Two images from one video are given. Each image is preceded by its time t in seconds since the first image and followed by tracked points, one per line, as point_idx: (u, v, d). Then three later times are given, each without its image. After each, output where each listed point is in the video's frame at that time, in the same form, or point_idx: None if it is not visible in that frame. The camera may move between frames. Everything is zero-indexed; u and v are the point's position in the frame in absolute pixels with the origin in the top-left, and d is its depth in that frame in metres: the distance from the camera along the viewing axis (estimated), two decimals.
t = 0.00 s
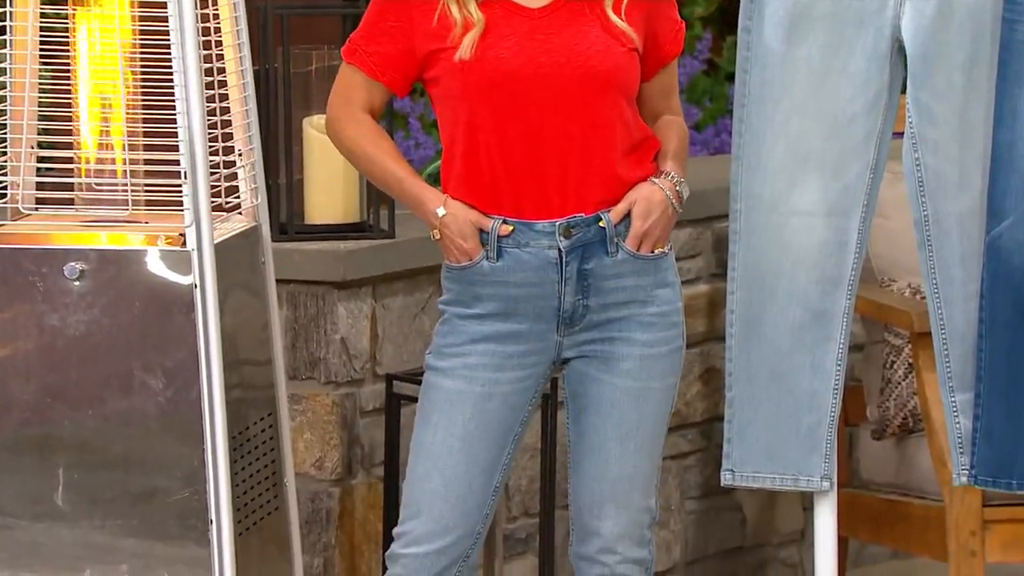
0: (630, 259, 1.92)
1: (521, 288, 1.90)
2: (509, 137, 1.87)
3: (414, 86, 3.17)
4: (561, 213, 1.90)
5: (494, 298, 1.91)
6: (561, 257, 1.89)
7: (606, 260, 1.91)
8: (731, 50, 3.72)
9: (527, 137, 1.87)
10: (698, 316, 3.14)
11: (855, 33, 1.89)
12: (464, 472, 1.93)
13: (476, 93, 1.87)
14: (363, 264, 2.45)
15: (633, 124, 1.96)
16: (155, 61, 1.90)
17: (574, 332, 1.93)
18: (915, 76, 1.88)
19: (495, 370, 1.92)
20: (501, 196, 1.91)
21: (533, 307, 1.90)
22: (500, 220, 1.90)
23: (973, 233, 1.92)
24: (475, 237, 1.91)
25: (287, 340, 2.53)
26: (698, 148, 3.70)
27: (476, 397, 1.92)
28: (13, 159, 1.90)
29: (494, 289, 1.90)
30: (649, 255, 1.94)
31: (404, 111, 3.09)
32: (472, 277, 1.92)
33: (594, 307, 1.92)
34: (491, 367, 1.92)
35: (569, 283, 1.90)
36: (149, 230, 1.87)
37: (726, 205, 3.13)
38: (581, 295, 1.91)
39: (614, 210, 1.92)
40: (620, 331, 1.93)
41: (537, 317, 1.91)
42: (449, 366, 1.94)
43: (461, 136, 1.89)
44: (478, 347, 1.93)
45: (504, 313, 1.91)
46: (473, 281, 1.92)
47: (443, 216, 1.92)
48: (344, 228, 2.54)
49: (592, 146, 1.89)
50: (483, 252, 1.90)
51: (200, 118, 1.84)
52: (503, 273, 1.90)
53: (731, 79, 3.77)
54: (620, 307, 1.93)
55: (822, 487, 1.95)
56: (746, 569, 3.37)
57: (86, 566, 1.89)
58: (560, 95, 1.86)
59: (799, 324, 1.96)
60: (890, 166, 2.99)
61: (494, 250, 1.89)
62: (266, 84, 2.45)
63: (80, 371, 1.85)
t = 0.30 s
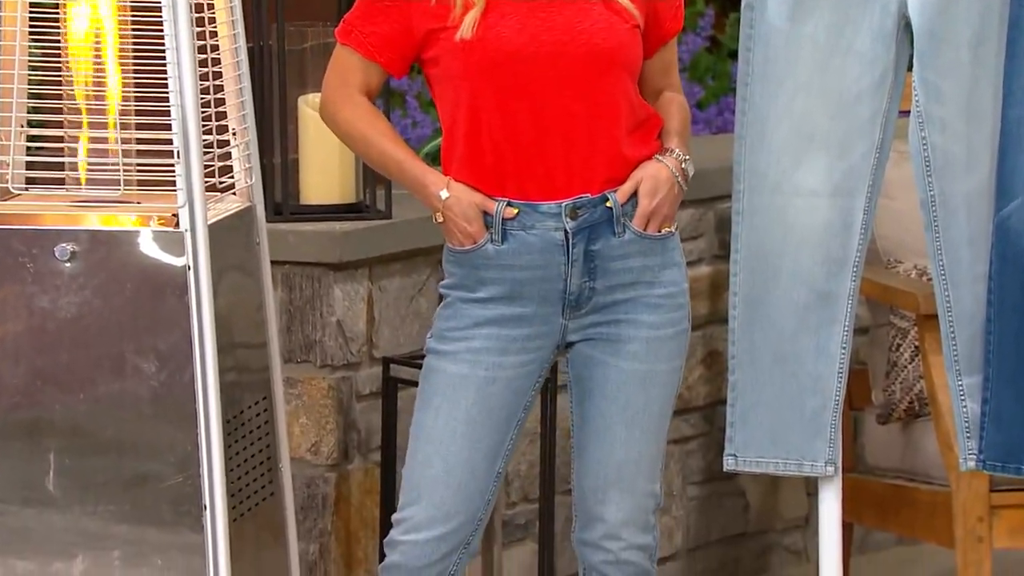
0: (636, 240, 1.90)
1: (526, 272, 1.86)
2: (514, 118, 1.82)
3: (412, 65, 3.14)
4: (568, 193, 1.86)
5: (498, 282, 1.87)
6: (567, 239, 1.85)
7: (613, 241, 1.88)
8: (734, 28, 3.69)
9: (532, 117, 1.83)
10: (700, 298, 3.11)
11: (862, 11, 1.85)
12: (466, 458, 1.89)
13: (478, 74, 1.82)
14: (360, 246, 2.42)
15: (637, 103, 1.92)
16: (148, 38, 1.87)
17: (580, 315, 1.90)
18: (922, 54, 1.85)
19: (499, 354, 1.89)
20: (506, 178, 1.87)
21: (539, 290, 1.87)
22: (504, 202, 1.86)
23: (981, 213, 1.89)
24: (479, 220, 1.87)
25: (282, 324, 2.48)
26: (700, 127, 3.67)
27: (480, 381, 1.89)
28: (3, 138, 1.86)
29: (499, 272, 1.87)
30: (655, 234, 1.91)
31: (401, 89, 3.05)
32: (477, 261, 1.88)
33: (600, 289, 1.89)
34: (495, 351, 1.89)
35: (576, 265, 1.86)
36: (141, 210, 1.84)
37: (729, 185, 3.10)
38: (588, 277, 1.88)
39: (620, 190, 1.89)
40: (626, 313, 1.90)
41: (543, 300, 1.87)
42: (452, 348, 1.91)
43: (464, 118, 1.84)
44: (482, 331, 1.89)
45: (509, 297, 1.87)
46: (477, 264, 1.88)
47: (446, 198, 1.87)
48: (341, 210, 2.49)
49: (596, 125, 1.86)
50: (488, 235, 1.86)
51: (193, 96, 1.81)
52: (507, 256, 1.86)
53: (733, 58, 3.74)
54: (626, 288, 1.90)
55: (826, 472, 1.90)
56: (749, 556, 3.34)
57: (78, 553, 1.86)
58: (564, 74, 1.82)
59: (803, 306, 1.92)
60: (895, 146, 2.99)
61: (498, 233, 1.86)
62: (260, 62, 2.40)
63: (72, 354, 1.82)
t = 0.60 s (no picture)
0: (641, 218, 1.86)
1: (530, 252, 1.82)
2: (524, 93, 1.79)
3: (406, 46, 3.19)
4: (575, 169, 1.83)
5: (502, 262, 1.83)
6: (573, 217, 1.82)
7: (617, 219, 1.85)
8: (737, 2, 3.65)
9: (539, 92, 1.79)
10: (703, 277, 3.08)
11: None
12: (467, 439, 1.85)
13: (482, 50, 1.78)
14: (356, 223, 2.38)
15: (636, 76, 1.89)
16: (140, 12, 1.83)
17: (583, 294, 1.87)
18: (930, 28, 1.81)
19: (500, 334, 1.85)
20: (510, 155, 1.83)
21: (542, 269, 1.83)
22: (507, 180, 1.83)
23: (988, 190, 1.85)
24: (481, 199, 1.83)
25: (277, 303, 2.46)
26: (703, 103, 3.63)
27: (480, 362, 1.84)
28: None
29: (503, 251, 1.83)
30: (657, 212, 1.88)
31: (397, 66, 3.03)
32: (479, 241, 1.84)
33: (604, 268, 1.85)
34: (496, 332, 1.85)
35: (581, 244, 1.83)
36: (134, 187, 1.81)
37: (731, 162, 3.07)
38: (592, 257, 1.84)
39: (625, 164, 1.86)
40: (630, 293, 1.87)
41: (546, 280, 1.84)
42: (452, 328, 1.86)
43: (470, 95, 1.80)
44: (482, 311, 1.85)
45: (512, 277, 1.83)
46: (480, 244, 1.84)
47: (448, 177, 1.84)
48: (335, 185, 2.47)
49: (602, 100, 1.83)
50: (490, 215, 1.83)
51: (186, 72, 1.77)
52: (510, 236, 1.83)
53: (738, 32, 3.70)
54: (630, 267, 1.86)
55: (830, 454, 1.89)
56: (753, 539, 3.32)
57: (69, 536, 1.82)
58: (568, 47, 1.80)
59: (807, 285, 1.89)
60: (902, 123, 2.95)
61: (501, 212, 1.82)
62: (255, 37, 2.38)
63: (62, 334, 1.79)
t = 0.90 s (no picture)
0: (643, 196, 1.82)
1: (529, 230, 1.79)
2: (523, 68, 1.75)
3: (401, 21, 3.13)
4: (576, 145, 1.79)
5: (501, 240, 1.79)
6: (573, 194, 1.78)
7: (619, 197, 1.81)
8: None
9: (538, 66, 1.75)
10: (705, 255, 3.04)
11: None
12: (465, 420, 1.82)
13: (480, 24, 1.74)
14: (353, 198, 2.35)
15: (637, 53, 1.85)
16: None
17: (583, 273, 1.83)
18: None
19: (499, 313, 1.81)
20: (509, 131, 1.79)
21: (542, 247, 1.80)
22: (506, 156, 1.78)
23: (997, 166, 1.81)
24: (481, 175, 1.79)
25: (272, 281, 2.42)
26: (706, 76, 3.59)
27: (479, 342, 1.81)
28: None
29: (501, 229, 1.79)
30: (661, 191, 1.83)
31: (395, 38, 2.98)
32: (478, 219, 1.80)
33: (605, 247, 1.82)
34: (494, 311, 1.81)
35: (581, 222, 1.79)
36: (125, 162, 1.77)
37: (734, 136, 3.03)
38: (593, 234, 1.80)
39: (627, 141, 1.82)
40: (632, 272, 1.83)
41: (546, 258, 1.80)
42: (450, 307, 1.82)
43: (468, 69, 1.75)
44: (481, 289, 1.81)
45: (511, 255, 1.80)
46: (478, 221, 1.80)
47: (446, 153, 1.79)
48: (331, 161, 2.45)
49: (603, 75, 1.79)
50: (490, 192, 1.79)
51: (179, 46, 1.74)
52: (510, 214, 1.79)
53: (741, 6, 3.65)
54: (631, 246, 1.82)
55: (834, 435, 1.85)
56: (756, 522, 3.28)
57: (60, 518, 1.78)
58: (569, 21, 1.75)
59: (811, 263, 1.85)
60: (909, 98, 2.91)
61: (501, 189, 1.78)
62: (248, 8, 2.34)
63: (53, 313, 1.75)
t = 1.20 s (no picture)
0: (641, 176, 1.79)
1: (526, 210, 1.75)
2: (517, 46, 1.71)
3: None
4: (571, 124, 1.75)
5: (497, 220, 1.76)
6: (568, 173, 1.75)
7: (617, 177, 1.77)
8: None
9: (534, 44, 1.71)
10: (709, 236, 3.01)
11: None
12: (461, 403, 1.78)
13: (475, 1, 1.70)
14: (349, 178, 2.31)
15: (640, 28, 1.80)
16: None
17: (582, 255, 1.80)
18: None
19: (495, 295, 1.78)
20: (505, 110, 1.75)
21: (539, 228, 1.76)
22: (501, 135, 1.75)
23: (1006, 144, 1.77)
24: (476, 154, 1.75)
25: (266, 263, 2.39)
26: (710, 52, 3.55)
27: (475, 324, 1.77)
28: None
29: (498, 209, 1.76)
30: (660, 170, 1.80)
31: (392, 14, 2.94)
32: (473, 199, 1.77)
33: (604, 228, 1.78)
34: (490, 293, 1.78)
35: (579, 201, 1.76)
36: (116, 141, 1.74)
37: (737, 115, 3.00)
38: (591, 215, 1.77)
39: (626, 121, 1.78)
40: (631, 253, 1.79)
41: (543, 239, 1.77)
42: (446, 289, 1.79)
43: (461, 47, 1.72)
44: (477, 270, 1.78)
45: (507, 236, 1.77)
46: (473, 202, 1.77)
47: (440, 131, 1.76)
48: (326, 141, 2.41)
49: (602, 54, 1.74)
50: (485, 171, 1.75)
51: (171, 22, 1.70)
52: (504, 193, 1.75)
53: None
54: (630, 227, 1.79)
55: (839, 419, 1.82)
56: (760, 507, 3.25)
57: (51, 504, 1.75)
58: None
59: (815, 244, 1.81)
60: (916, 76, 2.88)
61: (496, 168, 1.75)
62: None
63: (43, 294, 1.71)
